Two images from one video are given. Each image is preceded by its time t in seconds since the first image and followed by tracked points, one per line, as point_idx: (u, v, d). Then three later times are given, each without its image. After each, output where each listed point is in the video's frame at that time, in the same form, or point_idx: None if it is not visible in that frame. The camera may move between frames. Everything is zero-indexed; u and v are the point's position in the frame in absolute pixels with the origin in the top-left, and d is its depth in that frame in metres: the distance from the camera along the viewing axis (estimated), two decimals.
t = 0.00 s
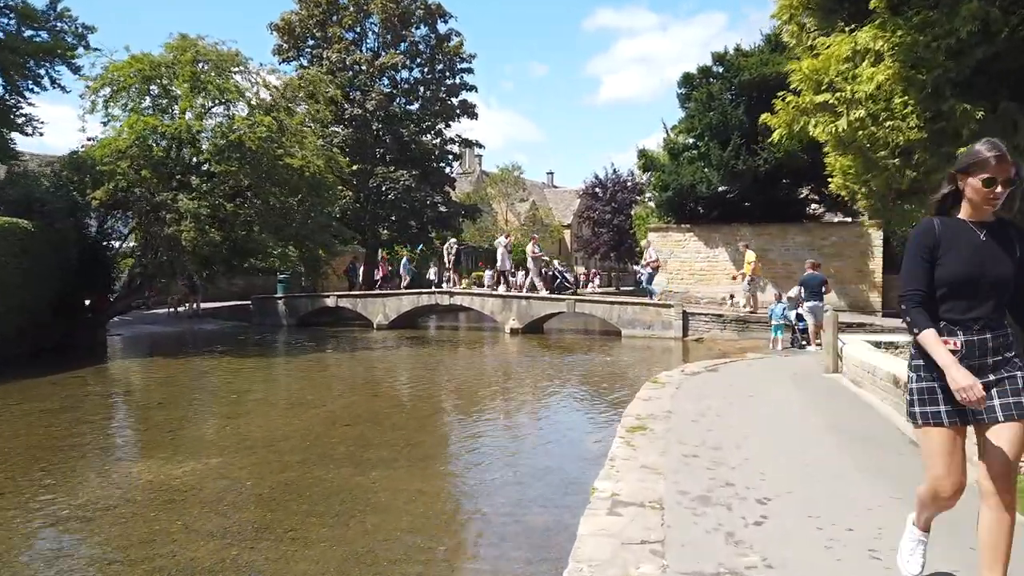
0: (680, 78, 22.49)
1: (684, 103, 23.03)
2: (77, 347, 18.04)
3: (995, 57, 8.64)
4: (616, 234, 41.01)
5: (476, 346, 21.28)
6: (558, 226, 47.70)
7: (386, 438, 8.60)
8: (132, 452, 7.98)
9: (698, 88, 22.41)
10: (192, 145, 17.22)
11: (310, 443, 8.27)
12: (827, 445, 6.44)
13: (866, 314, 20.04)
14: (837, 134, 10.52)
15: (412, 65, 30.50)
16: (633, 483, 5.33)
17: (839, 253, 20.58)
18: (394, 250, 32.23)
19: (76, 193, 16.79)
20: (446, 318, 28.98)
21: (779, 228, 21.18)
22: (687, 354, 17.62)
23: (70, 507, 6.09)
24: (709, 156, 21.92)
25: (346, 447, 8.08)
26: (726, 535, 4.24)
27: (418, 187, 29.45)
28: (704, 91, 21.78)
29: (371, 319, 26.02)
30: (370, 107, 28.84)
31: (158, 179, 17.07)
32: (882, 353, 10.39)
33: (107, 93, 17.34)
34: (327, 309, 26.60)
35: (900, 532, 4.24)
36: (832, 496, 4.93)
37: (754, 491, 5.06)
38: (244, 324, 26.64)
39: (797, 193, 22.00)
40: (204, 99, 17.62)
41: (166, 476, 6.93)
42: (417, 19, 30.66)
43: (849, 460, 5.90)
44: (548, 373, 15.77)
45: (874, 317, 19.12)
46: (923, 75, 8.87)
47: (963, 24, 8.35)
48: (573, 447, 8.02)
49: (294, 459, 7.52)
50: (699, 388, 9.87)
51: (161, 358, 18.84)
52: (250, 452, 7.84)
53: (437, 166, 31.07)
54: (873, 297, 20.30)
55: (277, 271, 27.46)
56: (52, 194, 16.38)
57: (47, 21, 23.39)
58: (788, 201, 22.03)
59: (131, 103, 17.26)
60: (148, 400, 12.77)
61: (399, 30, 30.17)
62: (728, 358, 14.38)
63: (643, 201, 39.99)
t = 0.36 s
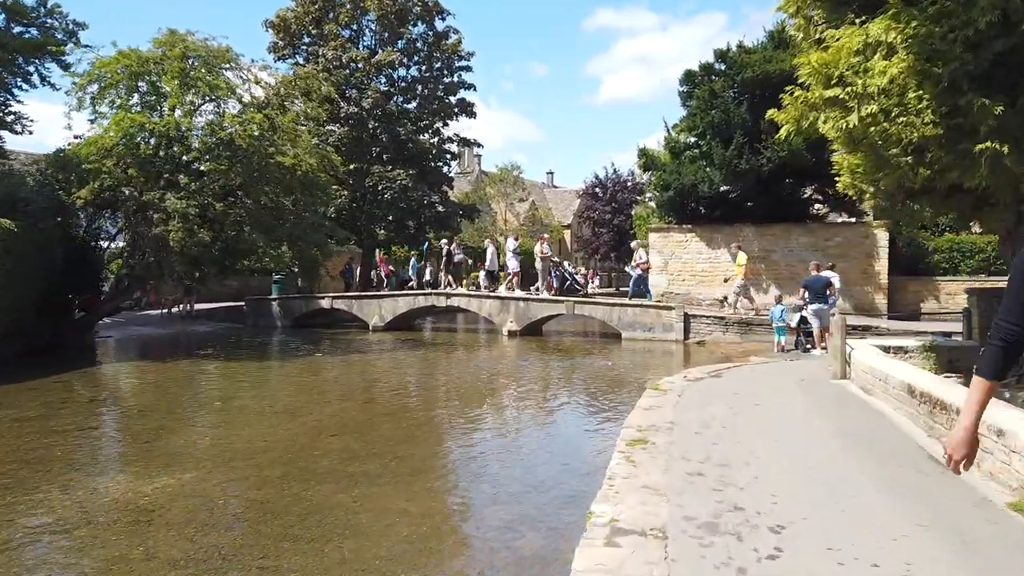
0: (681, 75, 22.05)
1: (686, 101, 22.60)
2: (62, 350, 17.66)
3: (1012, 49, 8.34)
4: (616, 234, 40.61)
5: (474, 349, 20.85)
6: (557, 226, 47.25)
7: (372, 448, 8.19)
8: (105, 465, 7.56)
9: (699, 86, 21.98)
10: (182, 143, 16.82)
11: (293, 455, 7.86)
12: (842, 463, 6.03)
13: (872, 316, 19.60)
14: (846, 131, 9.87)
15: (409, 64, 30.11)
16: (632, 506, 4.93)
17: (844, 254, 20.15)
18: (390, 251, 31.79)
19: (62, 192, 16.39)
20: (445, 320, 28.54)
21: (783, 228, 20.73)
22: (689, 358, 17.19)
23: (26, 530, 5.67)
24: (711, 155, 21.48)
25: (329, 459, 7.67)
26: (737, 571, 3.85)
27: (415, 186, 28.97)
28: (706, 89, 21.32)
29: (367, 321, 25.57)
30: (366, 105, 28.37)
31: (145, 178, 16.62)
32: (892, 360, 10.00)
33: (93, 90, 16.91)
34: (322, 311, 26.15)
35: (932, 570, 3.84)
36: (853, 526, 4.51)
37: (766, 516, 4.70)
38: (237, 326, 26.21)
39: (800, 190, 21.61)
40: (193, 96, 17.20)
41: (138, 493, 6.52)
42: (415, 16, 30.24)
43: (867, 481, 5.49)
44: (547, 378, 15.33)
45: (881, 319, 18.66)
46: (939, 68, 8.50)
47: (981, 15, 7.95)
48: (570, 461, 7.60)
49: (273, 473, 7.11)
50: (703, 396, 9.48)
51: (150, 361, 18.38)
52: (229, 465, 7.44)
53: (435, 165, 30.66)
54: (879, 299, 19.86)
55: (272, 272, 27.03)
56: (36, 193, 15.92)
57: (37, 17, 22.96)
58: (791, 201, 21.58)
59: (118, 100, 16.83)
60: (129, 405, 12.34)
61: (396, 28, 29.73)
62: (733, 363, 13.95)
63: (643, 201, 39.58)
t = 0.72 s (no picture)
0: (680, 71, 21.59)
1: (685, 97, 22.13)
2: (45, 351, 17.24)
3: None
4: (615, 233, 40.16)
5: (468, 351, 20.40)
6: (556, 226, 46.76)
7: (349, 459, 7.73)
8: (59, 480, 7.06)
9: (699, 81, 21.51)
10: (165, 141, 16.45)
11: (264, 467, 7.40)
12: (851, 480, 5.56)
13: (876, 317, 19.13)
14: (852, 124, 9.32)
15: (404, 61, 29.65)
16: (621, 531, 4.47)
17: (847, 253, 19.68)
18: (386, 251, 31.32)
19: (43, 191, 15.95)
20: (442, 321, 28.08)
21: (784, 228, 20.26)
22: (688, 360, 16.71)
23: None
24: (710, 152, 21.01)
25: (302, 472, 7.21)
26: None
27: (409, 185, 28.47)
28: (706, 84, 20.81)
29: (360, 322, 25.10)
30: (359, 102, 27.88)
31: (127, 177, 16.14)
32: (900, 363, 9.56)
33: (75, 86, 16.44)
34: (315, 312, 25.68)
35: None
36: (866, 555, 4.04)
37: (770, 542, 4.25)
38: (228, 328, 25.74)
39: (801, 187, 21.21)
40: (177, 91, 16.76)
41: (88, 512, 6.05)
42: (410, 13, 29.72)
43: (878, 502, 5.02)
44: (541, 381, 14.86)
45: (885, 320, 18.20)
46: (949, 57, 8.01)
47: None
48: (558, 474, 7.13)
49: (241, 489, 6.65)
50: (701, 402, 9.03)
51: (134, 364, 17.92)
52: (196, 479, 6.98)
53: (430, 163, 30.17)
54: (882, 299, 19.39)
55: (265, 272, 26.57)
56: (15, 191, 15.46)
57: (22, 12, 22.47)
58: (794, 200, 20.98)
59: (100, 96, 16.34)
60: (105, 411, 11.89)
61: (391, 24, 29.23)
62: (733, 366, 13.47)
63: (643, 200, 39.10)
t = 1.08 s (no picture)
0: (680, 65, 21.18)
1: (685, 93, 21.70)
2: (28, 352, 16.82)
3: None
4: (615, 233, 39.70)
5: (463, 352, 19.97)
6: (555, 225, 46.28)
7: (327, 468, 7.29)
8: (14, 491, 6.61)
9: (699, 76, 21.09)
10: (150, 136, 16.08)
11: (236, 477, 6.97)
12: (865, 493, 5.12)
13: (880, 316, 18.70)
14: (860, 113, 8.90)
15: (400, 58, 29.22)
16: (611, 551, 4.04)
17: (850, 252, 19.27)
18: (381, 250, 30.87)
19: (24, 187, 15.53)
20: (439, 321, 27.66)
21: (786, 226, 19.84)
22: (688, 361, 16.27)
23: None
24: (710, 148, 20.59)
25: (276, 483, 6.77)
26: None
27: (404, 183, 28.02)
28: (706, 79, 20.41)
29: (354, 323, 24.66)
30: (354, 99, 27.48)
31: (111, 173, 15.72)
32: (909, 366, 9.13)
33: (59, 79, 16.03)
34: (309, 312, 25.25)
35: None
36: None
37: (779, 566, 3.83)
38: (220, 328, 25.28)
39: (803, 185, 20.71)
40: (163, 85, 16.37)
41: (40, 527, 5.63)
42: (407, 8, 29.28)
43: (894, 518, 4.61)
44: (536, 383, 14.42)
45: (889, 320, 17.78)
46: (964, 41, 7.56)
47: None
48: (549, 484, 6.71)
49: (208, 502, 6.21)
50: (700, 406, 8.60)
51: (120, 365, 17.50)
52: (162, 491, 6.55)
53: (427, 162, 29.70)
54: (886, 299, 18.97)
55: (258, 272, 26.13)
56: None
57: (8, 6, 22.03)
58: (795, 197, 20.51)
59: (84, 90, 15.94)
60: (82, 414, 11.47)
61: (387, 20, 28.81)
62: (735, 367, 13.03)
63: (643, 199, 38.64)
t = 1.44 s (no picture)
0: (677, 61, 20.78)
1: (682, 91, 21.29)
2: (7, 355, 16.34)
3: None
4: (611, 233, 39.28)
5: (455, 355, 19.55)
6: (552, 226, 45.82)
7: (298, 484, 6.86)
8: None
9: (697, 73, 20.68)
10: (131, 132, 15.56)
11: (200, 495, 6.54)
12: (874, 517, 4.71)
13: (880, 319, 18.32)
14: (864, 108, 8.38)
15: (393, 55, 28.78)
16: None
17: (850, 252, 18.87)
18: (374, 251, 30.43)
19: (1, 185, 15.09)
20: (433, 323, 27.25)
21: (785, 226, 19.44)
22: (684, 365, 15.85)
23: None
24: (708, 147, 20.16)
25: (242, 501, 6.34)
26: None
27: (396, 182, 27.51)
28: (703, 76, 19.99)
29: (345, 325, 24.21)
30: (346, 97, 27.07)
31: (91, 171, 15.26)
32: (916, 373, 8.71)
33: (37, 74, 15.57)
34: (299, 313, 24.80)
35: None
36: None
37: None
38: (208, 330, 24.82)
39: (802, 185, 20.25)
40: (145, 80, 15.88)
41: None
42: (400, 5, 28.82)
43: (908, 546, 4.19)
44: (528, 388, 14.00)
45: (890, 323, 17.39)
46: (975, 31, 7.29)
47: None
48: (534, 503, 6.29)
49: (167, 522, 5.80)
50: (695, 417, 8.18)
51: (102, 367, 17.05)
52: (120, 510, 6.13)
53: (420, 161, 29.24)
54: (887, 300, 18.58)
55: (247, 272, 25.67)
56: None
57: None
58: (793, 196, 20.05)
59: (63, 85, 15.47)
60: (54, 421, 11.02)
61: (380, 17, 28.37)
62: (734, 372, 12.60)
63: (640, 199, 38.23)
